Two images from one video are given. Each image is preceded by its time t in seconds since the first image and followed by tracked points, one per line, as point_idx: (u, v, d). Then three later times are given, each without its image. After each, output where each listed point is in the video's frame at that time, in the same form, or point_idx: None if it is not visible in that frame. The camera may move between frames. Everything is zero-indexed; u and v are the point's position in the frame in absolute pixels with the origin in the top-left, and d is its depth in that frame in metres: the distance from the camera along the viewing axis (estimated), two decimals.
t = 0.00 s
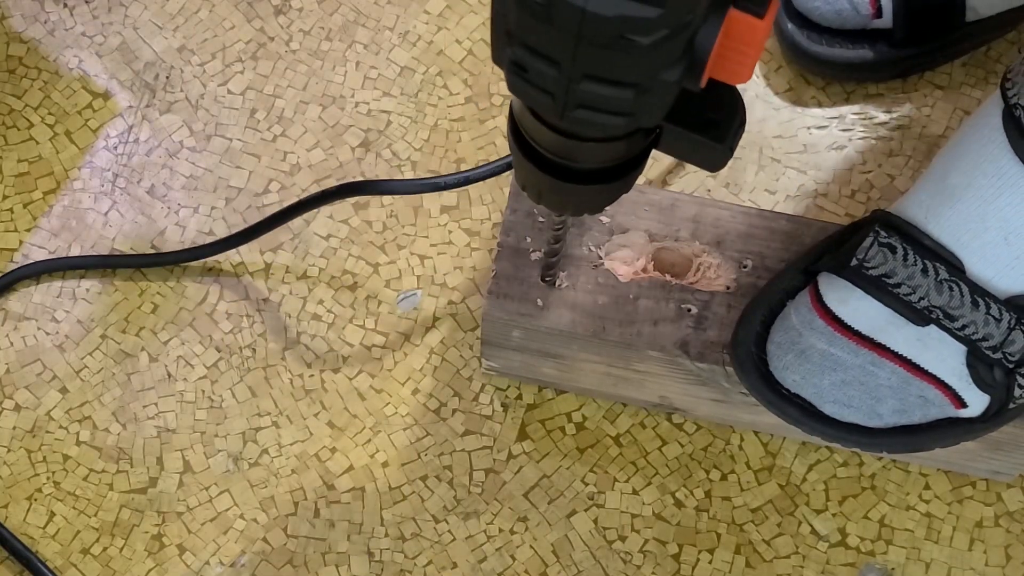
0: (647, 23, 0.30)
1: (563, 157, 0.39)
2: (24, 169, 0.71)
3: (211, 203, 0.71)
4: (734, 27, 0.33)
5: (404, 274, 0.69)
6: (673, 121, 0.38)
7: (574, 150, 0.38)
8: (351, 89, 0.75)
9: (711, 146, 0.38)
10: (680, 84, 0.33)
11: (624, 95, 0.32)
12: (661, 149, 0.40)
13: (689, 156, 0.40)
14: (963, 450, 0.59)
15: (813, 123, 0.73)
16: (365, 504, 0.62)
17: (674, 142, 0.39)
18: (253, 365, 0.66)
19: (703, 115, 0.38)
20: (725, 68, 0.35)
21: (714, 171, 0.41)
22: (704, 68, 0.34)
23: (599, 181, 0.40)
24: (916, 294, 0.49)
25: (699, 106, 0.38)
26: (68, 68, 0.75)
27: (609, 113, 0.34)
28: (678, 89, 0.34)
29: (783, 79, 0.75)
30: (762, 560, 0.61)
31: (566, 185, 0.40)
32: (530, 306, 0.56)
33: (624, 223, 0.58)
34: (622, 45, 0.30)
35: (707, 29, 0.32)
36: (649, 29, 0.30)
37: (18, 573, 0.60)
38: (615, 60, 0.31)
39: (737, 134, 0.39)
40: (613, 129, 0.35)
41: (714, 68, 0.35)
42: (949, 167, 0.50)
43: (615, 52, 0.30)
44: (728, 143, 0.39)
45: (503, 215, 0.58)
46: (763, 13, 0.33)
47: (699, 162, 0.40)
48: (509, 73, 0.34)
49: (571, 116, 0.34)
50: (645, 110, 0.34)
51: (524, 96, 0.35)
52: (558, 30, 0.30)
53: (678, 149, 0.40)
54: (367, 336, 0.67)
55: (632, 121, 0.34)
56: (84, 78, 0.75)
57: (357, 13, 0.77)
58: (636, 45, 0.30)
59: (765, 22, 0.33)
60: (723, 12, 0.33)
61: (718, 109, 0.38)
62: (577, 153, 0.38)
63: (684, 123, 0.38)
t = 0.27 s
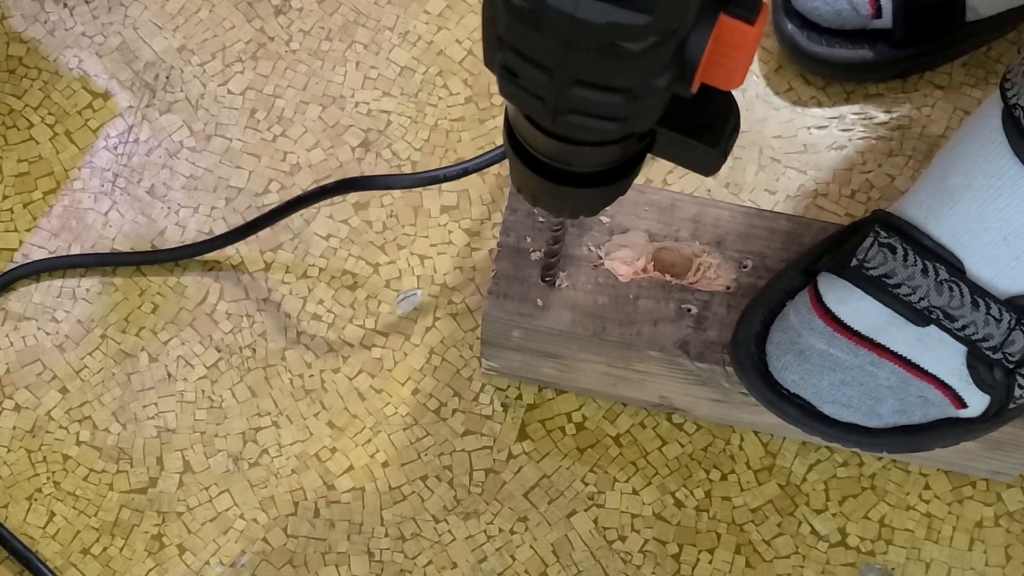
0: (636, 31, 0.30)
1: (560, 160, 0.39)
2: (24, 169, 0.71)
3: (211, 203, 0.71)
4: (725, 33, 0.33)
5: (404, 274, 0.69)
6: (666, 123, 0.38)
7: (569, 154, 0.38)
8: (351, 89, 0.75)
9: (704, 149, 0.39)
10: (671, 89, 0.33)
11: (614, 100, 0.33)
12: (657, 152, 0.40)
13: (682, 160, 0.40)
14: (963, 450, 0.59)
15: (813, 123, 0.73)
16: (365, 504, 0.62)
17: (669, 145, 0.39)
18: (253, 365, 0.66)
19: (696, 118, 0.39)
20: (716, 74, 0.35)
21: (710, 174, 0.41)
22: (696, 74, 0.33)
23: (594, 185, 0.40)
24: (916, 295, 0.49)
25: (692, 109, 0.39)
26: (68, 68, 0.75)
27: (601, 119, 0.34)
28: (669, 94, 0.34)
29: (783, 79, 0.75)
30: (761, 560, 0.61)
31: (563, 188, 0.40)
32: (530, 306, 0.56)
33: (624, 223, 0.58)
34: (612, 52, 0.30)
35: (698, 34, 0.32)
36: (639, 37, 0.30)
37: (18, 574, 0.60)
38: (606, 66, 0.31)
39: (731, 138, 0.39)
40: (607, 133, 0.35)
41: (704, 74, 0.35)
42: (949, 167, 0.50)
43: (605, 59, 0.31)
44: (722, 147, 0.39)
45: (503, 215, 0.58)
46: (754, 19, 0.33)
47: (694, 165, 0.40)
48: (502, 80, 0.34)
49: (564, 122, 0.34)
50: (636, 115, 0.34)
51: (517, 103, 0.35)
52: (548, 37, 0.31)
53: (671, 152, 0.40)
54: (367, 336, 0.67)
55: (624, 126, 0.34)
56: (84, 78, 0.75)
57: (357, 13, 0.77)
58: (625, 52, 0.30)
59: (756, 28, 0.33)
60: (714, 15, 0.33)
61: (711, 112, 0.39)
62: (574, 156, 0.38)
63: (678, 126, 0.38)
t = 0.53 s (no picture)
0: (636, 32, 0.30)
1: (559, 162, 0.39)
2: (24, 169, 0.71)
3: (211, 203, 0.71)
4: (726, 35, 0.33)
5: (404, 274, 0.69)
6: (665, 125, 0.38)
7: (569, 156, 0.38)
8: (351, 89, 0.75)
9: (705, 151, 0.38)
10: (672, 91, 0.33)
11: (615, 102, 0.33)
12: (657, 153, 0.40)
13: (683, 161, 0.40)
14: (963, 450, 0.59)
15: (813, 123, 0.73)
16: (365, 504, 0.62)
17: (669, 147, 0.39)
18: (253, 365, 0.66)
19: (697, 120, 0.39)
20: (716, 76, 0.35)
21: (710, 175, 0.40)
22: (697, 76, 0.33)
23: (594, 186, 0.40)
24: (916, 295, 0.49)
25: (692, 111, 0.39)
26: (69, 68, 0.75)
27: (601, 121, 0.34)
28: (670, 97, 0.34)
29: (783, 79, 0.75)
30: (761, 560, 0.61)
31: (562, 189, 0.40)
32: (530, 306, 0.56)
33: (624, 223, 0.58)
34: (612, 54, 0.30)
35: (698, 36, 0.32)
36: (639, 38, 0.30)
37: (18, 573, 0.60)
38: (605, 68, 0.31)
39: (731, 139, 0.39)
40: (607, 136, 0.35)
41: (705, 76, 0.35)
42: (949, 167, 0.50)
43: (605, 61, 0.31)
44: (722, 148, 0.39)
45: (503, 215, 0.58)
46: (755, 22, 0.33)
47: (695, 167, 0.40)
48: (502, 81, 0.34)
49: (564, 124, 0.34)
50: (637, 118, 0.34)
51: (517, 104, 0.35)
52: (547, 39, 0.31)
53: (672, 154, 0.40)
54: (367, 336, 0.67)
55: (625, 128, 0.34)
56: (84, 78, 0.75)
57: (357, 13, 0.77)
58: (625, 54, 0.30)
59: (757, 30, 0.33)
60: (715, 18, 0.33)
61: (712, 114, 0.38)
62: (574, 158, 0.38)
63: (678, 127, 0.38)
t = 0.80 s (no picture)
0: (641, 39, 0.30)
1: (560, 164, 0.39)
2: (24, 169, 0.71)
3: (211, 203, 0.71)
4: (731, 42, 0.33)
5: (404, 274, 0.68)
6: (667, 129, 0.38)
7: (570, 159, 0.38)
8: (351, 89, 0.75)
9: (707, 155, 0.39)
10: (676, 97, 0.34)
11: (619, 108, 0.33)
12: (658, 157, 0.40)
13: (684, 164, 0.40)
14: (963, 450, 0.59)
15: (813, 123, 0.73)
16: (365, 504, 0.62)
17: (670, 151, 0.39)
18: (253, 365, 0.66)
19: (699, 124, 0.39)
20: (720, 81, 0.35)
21: (711, 180, 0.40)
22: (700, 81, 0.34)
23: (594, 189, 0.40)
24: (916, 295, 0.49)
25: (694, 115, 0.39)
26: (69, 68, 0.75)
27: (605, 126, 0.34)
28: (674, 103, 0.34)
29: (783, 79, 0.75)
30: (762, 560, 0.61)
31: (563, 191, 0.40)
32: (530, 307, 0.56)
33: (624, 223, 0.58)
34: (617, 60, 0.30)
35: (703, 42, 0.33)
36: (644, 45, 0.30)
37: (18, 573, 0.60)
38: (610, 74, 0.31)
39: (733, 143, 0.39)
40: (609, 140, 0.35)
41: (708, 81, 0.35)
42: (949, 167, 0.50)
43: (610, 67, 0.31)
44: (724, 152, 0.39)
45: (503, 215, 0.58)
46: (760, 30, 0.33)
47: (696, 171, 0.40)
48: (506, 84, 0.34)
49: (567, 128, 0.34)
50: (640, 123, 0.34)
51: (520, 108, 0.35)
52: (552, 44, 0.31)
53: (673, 158, 0.40)
54: (367, 336, 0.67)
55: (628, 133, 0.34)
56: (84, 78, 0.75)
57: (357, 13, 0.77)
58: (630, 61, 0.31)
59: (761, 37, 0.33)
60: (719, 25, 0.33)
61: (715, 119, 0.39)
62: (574, 161, 0.38)
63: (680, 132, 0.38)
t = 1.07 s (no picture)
0: (637, 47, 0.30)
1: (559, 167, 0.39)
2: (24, 169, 0.71)
3: (211, 203, 0.71)
4: (728, 48, 0.33)
5: (404, 274, 0.68)
6: (666, 133, 0.38)
7: (568, 162, 0.38)
8: (351, 89, 0.75)
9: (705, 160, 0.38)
10: (673, 103, 0.34)
11: (616, 114, 0.33)
12: (657, 160, 0.40)
13: (683, 168, 0.40)
14: (963, 450, 0.59)
15: (813, 123, 0.73)
16: (365, 504, 0.62)
17: (669, 154, 0.39)
18: (253, 365, 0.66)
19: (698, 128, 0.39)
20: (718, 86, 0.35)
21: (710, 184, 0.40)
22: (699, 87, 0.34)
23: (594, 192, 0.40)
24: (916, 295, 0.49)
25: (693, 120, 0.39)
26: (68, 68, 0.75)
27: (602, 131, 0.34)
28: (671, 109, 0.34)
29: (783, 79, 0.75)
30: (761, 560, 0.61)
31: (562, 194, 0.40)
32: (530, 307, 0.56)
33: (624, 223, 0.58)
34: (614, 67, 0.31)
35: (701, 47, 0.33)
36: (641, 52, 0.30)
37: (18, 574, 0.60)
38: (607, 81, 0.31)
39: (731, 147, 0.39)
40: (607, 145, 0.35)
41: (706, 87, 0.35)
42: (950, 167, 0.50)
43: (606, 74, 0.31)
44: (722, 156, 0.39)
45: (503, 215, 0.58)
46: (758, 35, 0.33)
47: (695, 175, 0.40)
48: (503, 89, 0.34)
49: (564, 133, 0.34)
50: (637, 128, 0.34)
51: (517, 113, 0.35)
52: (549, 52, 0.31)
53: (672, 162, 0.40)
54: (367, 336, 0.67)
55: (625, 138, 0.34)
56: (84, 78, 0.75)
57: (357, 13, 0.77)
58: (626, 67, 0.31)
59: (759, 43, 0.33)
60: (717, 31, 0.33)
61: (714, 124, 0.39)
62: (573, 164, 0.38)
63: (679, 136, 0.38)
